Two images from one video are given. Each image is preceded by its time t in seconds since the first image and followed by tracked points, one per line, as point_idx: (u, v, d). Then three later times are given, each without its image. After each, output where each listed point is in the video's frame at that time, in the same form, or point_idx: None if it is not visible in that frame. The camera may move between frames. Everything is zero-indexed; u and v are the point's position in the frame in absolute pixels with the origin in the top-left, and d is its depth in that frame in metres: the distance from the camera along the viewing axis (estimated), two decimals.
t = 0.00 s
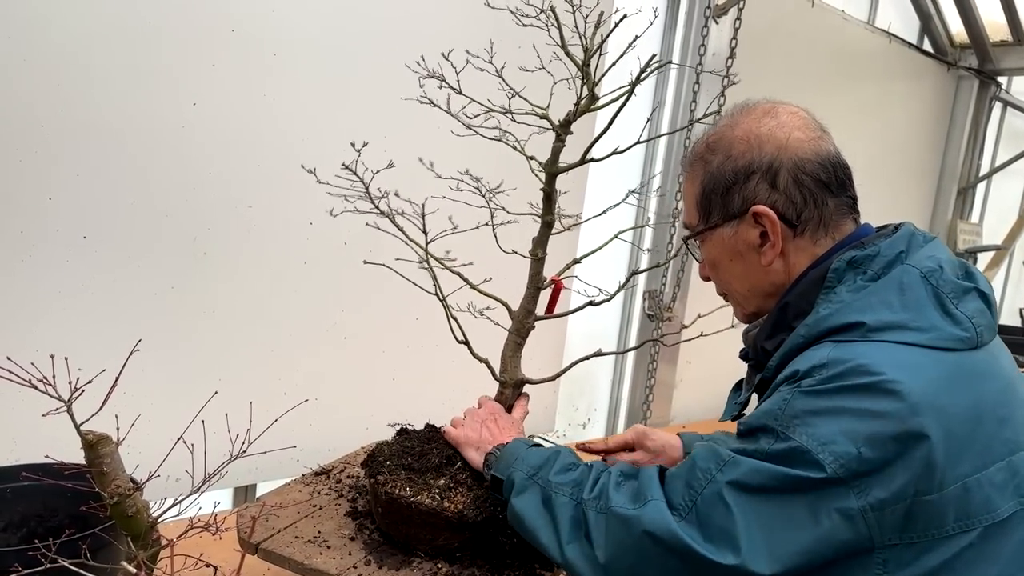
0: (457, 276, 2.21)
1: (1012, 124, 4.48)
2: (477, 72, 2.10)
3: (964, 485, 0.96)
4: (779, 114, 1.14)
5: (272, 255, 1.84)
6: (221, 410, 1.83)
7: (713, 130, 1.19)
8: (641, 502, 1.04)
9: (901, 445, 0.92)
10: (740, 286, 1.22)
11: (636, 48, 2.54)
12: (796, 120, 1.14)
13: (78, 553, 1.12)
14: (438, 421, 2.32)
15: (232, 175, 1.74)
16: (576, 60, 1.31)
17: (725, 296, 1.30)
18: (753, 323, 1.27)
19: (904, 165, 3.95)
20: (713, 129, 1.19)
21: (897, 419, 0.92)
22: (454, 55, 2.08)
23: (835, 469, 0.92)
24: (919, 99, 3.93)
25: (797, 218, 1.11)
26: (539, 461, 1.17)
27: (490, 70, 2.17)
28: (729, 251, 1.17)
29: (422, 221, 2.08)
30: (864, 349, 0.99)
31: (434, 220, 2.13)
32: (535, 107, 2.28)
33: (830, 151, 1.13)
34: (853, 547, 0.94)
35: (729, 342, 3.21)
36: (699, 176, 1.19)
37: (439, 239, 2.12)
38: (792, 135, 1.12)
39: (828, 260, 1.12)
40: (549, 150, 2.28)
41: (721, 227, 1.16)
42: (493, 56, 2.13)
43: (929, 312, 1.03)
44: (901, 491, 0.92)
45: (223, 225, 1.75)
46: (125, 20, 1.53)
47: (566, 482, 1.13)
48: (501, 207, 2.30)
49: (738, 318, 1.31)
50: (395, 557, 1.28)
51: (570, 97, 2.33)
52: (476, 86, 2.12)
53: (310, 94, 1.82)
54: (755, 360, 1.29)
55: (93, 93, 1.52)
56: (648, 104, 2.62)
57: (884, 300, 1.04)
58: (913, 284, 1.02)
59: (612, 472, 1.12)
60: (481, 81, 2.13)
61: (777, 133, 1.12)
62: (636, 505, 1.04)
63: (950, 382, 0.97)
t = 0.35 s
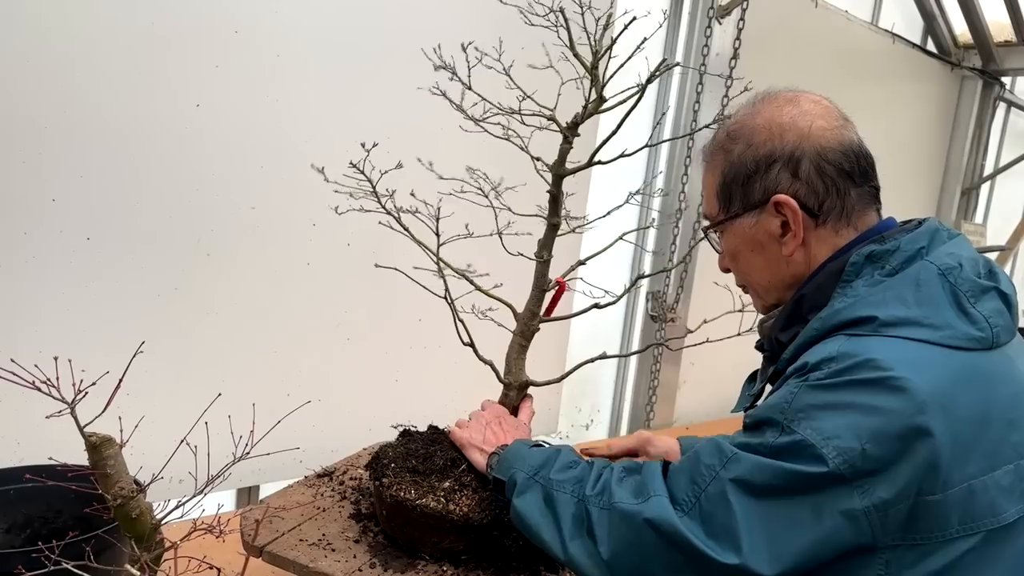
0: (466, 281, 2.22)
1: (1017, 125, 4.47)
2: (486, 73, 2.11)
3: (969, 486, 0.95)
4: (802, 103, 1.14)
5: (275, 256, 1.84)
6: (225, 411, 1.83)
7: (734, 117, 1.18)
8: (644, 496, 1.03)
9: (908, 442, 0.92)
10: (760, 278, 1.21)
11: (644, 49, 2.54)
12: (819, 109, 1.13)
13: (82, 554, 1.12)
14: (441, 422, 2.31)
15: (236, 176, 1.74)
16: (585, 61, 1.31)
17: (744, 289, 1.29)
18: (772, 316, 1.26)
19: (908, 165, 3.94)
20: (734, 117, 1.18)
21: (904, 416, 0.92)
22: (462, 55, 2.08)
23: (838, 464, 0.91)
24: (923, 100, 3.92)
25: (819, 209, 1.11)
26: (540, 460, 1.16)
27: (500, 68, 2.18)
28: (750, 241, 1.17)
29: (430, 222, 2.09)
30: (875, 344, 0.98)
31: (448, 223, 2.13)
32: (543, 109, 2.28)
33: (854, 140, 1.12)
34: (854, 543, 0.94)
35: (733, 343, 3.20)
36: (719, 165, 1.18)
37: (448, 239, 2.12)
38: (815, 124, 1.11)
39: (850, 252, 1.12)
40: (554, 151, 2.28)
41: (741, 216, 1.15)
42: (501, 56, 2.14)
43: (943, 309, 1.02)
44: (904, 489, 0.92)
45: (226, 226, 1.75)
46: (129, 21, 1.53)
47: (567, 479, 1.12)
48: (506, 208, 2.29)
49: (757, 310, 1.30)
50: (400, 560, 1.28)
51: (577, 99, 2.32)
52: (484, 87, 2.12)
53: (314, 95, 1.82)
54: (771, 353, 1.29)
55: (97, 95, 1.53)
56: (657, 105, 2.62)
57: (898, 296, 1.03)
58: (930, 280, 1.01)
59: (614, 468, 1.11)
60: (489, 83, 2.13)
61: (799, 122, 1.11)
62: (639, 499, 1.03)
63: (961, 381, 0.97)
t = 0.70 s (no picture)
0: (466, 277, 2.21)
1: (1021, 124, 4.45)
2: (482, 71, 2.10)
3: (979, 483, 0.95)
4: (831, 98, 1.13)
5: (278, 255, 1.84)
6: (227, 410, 1.82)
7: (762, 110, 1.18)
8: (655, 497, 1.03)
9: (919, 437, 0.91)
10: (779, 271, 1.21)
11: (641, 47, 2.53)
12: (848, 104, 1.13)
13: (83, 554, 1.12)
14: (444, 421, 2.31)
15: (238, 175, 1.74)
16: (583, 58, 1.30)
17: (763, 281, 1.29)
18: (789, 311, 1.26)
19: (912, 165, 3.93)
20: (762, 109, 1.18)
21: (916, 410, 0.91)
22: (460, 54, 2.07)
23: (850, 459, 0.90)
24: (928, 100, 3.90)
25: (841, 203, 1.10)
26: (552, 459, 1.16)
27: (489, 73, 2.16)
28: (771, 233, 1.16)
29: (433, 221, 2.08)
30: (888, 340, 0.98)
31: (446, 221, 2.14)
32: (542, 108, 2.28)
33: (882, 137, 1.12)
34: (867, 542, 0.93)
35: (736, 343, 3.19)
36: (745, 156, 1.18)
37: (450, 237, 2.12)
38: (843, 119, 1.11)
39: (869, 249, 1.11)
40: (551, 147, 2.27)
41: (764, 208, 1.15)
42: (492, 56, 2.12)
43: (957, 306, 1.01)
44: (916, 485, 0.91)
45: (228, 225, 1.74)
46: (132, 21, 1.53)
47: (578, 480, 1.11)
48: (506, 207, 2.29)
49: (775, 304, 1.30)
50: (407, 560, 1.27)
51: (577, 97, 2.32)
52: (483, 86, 2.12)
53: (316, 95, 1.82)
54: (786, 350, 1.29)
55: (99, 94, 1.52)
56: (658, 102, 2.62)
57: (912, 292, 1.02)
58: (944, 277, 1.01)
59: (626, 470, 1.11)
60: (486, 81, 2.13)
61: (827, 116, 1.11)
62: (649, 501, 1.03)
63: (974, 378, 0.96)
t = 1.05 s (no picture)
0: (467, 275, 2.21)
1: None
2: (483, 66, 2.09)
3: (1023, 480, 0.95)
4: (847, 97, 1.12)
5: (278, 253, 1.83)
6: (225, 408, 1.82)
7: (777, 106, 1.16)
8: (696, 529, 1.00)
9: (962, 436, 0.91)
10: (789, 269, 1.20)
11: (642, 44, 2.52)
12: (863, 103, 1.12)
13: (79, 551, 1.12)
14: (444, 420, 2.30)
15: (238, 173, 1.73)
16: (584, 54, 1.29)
17: (771, 279, 1.28)
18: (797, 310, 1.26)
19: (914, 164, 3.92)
20: (777, 106, 1.16)
21: (957, 409, 0.91)
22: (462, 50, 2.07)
23: (899, 464, 0.89)
24: (930, 98, 3.89)
25: (855, 203, 1.09)
26: (585, 472, 1.12)
27: (491, 64, 2.15)
28: (783, 231, 1.15)
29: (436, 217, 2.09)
30: (922, 341, 0.97)
31: (448, 216, 2.13)
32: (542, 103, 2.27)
33: (896, 137, 1.11)
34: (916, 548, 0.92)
35: (738, 342, 3.19)
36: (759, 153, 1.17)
37: (452, 233, 2.13)
38: (860, 118, 1.09)
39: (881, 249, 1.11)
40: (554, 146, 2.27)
41: (777, 206, 1.13)
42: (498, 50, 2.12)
43: (981, 304, 1.02)
44: (963, 485, 0.90)
45: (228, 223, 1.74)
46: (133, 19, 1.53)
47: (615, 500, 1.08)
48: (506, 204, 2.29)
49: (781, 303, 1.29)
50: (405, 557, 1.26)
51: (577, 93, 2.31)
52: (482, 82, 2.11)
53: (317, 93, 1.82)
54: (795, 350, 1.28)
55: (99, 91, 1.52)
56: (659, 99, 2.62)
57: (938, 291, 1.02)
58: (969, 276, 1.01)
59: (662, 493, 1.08)
60: (486, 77, 2.12)
61: (843, 115, 1.09)
62: (691, 532, 1.00)
63: (1010, 376, 0.96)
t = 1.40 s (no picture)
0: (462, 272, 2.21)
1: None
2: (478, 64, 2.09)
3: None
4: (860, 89, 1.09)
5: (276, 252, 1.83)
6: (221, 406, 1.81)
7: (788, 96, 1.12)
8: (690, 443, 0.96)
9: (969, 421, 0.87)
10: (794, 261, 1.15)
11: (639, 41, 2.51)
12: (876, 97, 1.09)
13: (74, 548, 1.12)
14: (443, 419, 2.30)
15: (235, 171, 1.73)
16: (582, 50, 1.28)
17: (772, 272, 1.22)
18: (797, 302, 1.21)
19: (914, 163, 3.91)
20: (788, 96, 1.12)
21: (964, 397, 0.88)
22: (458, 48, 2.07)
23: (898, 442, 0.87)
24: (929, 98, 3.89)
25: (866, 196, 1.06)
26: (558, 432, 1.07)
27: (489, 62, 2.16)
28: (792, 222, 1.11)
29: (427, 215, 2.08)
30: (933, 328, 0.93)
31: (441, 215, 2.13)
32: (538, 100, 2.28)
33: (908, 132, 1.08)
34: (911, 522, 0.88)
35: (737, 341, 3.18)
36: (769, 143, 1.12)
37: (446, 232, 2.12)
38: (873, 111, 1.06)
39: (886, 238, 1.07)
40: (549, 142, 2.27)
41: (786, 197, 1.09)
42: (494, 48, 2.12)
43: (991, 296, 0.98)
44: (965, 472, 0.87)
45: (225, 221, 1.73)
46: (129, 17, 1.52)
47: (592, 439, 1.04)
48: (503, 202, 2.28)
49: (782, 295, 1.24)
50: (403, 556, 1.26)
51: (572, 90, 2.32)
52: (479, 80, 2.11)
53: (314, 90, 1.81)
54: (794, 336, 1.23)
55: (95, 88, 1.51)
56: (657, 95, 2.61)
57: (950, 282, 0.98)
58: (980, 268, 0.98)
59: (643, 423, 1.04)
60: (483, 75, 2.12)
61: (858, 107, 1.06)
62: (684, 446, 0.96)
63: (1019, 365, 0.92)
